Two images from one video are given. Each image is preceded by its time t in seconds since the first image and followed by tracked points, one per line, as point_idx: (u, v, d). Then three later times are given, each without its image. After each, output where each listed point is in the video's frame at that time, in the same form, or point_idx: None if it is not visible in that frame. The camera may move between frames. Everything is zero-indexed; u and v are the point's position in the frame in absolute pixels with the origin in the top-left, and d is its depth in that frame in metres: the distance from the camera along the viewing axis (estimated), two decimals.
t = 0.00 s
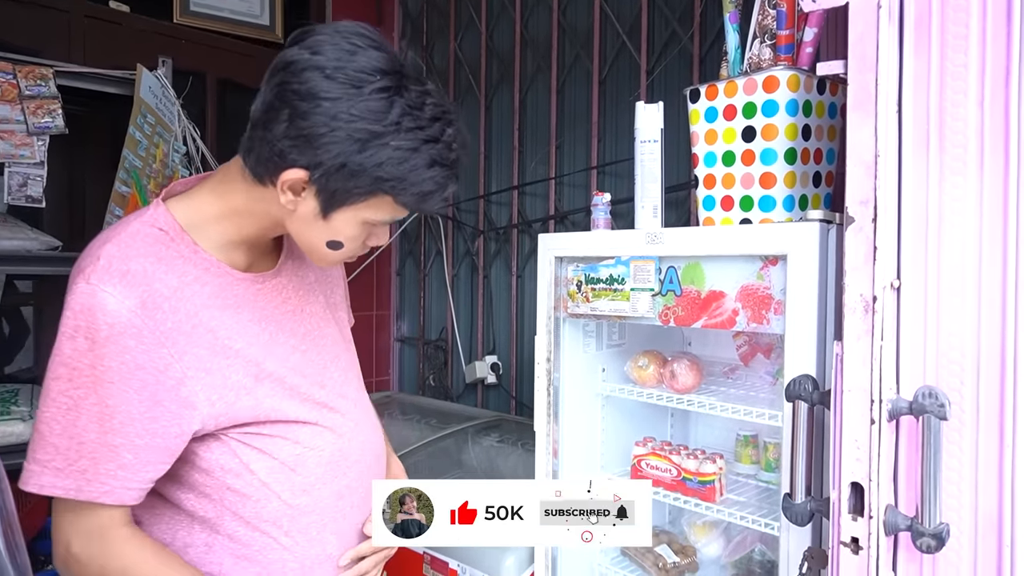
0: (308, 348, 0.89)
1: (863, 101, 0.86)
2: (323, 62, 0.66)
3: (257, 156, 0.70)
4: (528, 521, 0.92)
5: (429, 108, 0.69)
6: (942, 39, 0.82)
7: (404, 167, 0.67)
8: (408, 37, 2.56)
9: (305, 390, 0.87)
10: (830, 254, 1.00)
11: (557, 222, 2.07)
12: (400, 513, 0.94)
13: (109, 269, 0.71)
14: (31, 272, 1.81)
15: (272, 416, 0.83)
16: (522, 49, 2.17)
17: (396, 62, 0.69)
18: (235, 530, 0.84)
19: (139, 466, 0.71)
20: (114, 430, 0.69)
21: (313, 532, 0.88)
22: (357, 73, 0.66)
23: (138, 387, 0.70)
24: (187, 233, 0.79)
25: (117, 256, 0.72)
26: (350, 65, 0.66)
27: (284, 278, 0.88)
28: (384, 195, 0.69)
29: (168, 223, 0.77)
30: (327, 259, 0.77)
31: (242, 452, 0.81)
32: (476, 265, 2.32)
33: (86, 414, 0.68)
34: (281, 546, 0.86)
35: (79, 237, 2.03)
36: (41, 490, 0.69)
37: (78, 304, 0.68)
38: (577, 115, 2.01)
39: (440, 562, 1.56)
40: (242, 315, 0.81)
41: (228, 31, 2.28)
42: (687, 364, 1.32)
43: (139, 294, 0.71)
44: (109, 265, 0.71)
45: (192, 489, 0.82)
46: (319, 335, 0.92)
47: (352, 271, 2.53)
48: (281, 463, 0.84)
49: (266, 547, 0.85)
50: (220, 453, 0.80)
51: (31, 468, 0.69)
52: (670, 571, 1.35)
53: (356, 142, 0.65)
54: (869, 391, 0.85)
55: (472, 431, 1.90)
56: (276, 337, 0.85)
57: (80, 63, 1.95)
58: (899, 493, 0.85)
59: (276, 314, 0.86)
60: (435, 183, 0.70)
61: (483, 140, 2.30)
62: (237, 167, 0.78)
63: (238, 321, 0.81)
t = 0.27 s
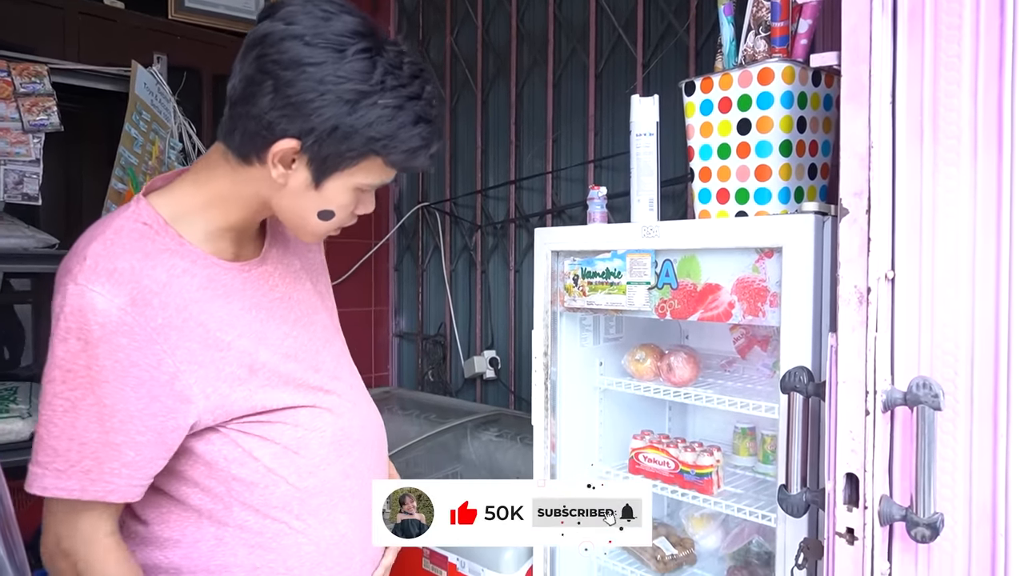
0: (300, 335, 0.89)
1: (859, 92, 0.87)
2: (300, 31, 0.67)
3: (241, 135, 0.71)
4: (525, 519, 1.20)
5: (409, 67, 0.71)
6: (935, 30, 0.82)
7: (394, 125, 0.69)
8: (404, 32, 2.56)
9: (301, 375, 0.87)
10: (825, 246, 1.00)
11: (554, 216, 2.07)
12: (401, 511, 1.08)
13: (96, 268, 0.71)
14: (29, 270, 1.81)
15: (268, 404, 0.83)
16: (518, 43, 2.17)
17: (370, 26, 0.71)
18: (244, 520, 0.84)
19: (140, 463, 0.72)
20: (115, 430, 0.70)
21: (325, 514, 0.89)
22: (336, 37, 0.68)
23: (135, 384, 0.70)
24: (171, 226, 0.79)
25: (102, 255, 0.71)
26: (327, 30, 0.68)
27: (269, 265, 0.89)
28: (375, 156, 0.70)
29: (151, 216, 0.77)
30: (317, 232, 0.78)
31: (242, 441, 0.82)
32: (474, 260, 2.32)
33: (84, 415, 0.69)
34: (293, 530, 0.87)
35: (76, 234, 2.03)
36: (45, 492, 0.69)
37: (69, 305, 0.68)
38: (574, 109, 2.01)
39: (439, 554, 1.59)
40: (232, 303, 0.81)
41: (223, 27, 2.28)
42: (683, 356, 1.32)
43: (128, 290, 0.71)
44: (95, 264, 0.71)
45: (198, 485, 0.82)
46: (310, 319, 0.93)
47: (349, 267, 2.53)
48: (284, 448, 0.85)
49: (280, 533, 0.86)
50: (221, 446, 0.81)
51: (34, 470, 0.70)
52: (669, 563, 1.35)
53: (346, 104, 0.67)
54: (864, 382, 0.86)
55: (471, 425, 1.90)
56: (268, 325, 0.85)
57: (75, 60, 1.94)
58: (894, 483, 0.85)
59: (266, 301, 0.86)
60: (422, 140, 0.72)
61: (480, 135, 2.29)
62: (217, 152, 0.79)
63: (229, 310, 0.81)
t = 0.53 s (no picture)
0: (297, 326, 0.90)
1: (852, 88, 0.86)
2: (277, 7, 0.71)
3: (228, 117, 0.73)
4: (526, 519, 1.21)
5: (385, 37, 0.75)
6: (928, 27, 0.83)
7: (377, 90, 0.72)
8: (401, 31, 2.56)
9: (300, 366, 0.88)
10: (820, 244, 1.00)
11: (552, 215, 2.07)
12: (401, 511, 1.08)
13: (93, 263, 0.71)
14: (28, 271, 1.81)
15: (269, 396, 0.84)
16: (515, 42, 2.17)
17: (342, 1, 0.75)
18: (256, 514, 0.85)
19: (145, 457, 0.73)
20: (119, 424, 0.71)
21: (336, 500, 0.91)
22: (313, 9, 0.72)
23: (138, 377, 0.71)
24: (165, 222, 0.79)
25: (98, 250, 0.72)
26: (302, 5, 0.71)
27: (262, 258, 0.90)
28: (362, 124, 0.74)
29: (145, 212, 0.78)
30: (308, 211, 0.81)
31: (244, 435, 0.83)
32: (473, 259, 2.32)
33: (88, 410, 0.69)
34: (305, 519, 0.88)
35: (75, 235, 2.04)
36: (52, 488, 0.70)
37: (69, 300, 0.69)
38: (571, 108, 2.01)
39: (439, 553, 1.60)
40: (229, 296, 0.82)
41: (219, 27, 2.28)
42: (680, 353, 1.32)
43: (127, 283, 0.72)
44: (93, 259, 0.71)
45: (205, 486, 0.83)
46: (306, 311, 0.93)
47: (347, 267, 2.53)
48: (287, 439, 0.86)
49: (293, 525, 0.87)
50: (222, 447, 0.81)
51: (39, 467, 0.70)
52: (667, 561, 1.35)
53: (330, 72, 0.70)
54: (858, 378, 0.85)
55: (471, 424, 1.91)
56: (265, 315, 0.85)
57: (72, 61, 1.95)
58: (889, 480, 0.86)
59: (261, 293, 0.87)
60: (404, 105, 0.75)
61: (477, 134, 2.29)
62: (205, 144, 0.80)
63: (226, 303, 0.81)
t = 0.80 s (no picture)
0: (288, 323, 0.91)
1: (845, 90, 0.87)
2: None
3: (220, 110, 0.75)
4: (526, 519, 1.21)
5: (369, 25, 0.78)
6: (921, 27, 0.83)
7: (364, 76, 0.75)
8: (399, 32, 2.56)
9: (291, 363, 0.88)
10: (814, 245, 1.00)
11: (549, 216, 2.07)
12: (401, 512, 1.06)
13: (84, 262, 0.71)
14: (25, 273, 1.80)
15: (262, 393, 0.84)
16: (512, 43, 2.17)
17: None
18: (257, 513, 0.86)
19: (138, 457, 0.73)
20: (113, 424, 0.71)
21: (336, 495, 0.92)
22: None
23: (130, 376, 0.71)
24: (154, 221, 0.80)
25: (90, 250, 0.72)
26: None
27: (252, 257, 0.91)
28: (351, 110, 0.77)
29: (134, 212, 0.78)
30: (305, 203, 0.83)
31: (237, 434, 0.83)
32: (470, 260, 2.32)
33: (82, 410, 0.69)
34: (306, 516, 0.89)
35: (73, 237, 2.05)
36: (44, 489, 0.70)
37: (60, 300, 0.68)
38: (568, 109, 2.01)
39: (435, 554, 1.60)
40: (219, 294, 0.82)
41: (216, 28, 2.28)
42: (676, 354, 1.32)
43: (119, 282, 0.72)
44: (83, 258, 0.71)
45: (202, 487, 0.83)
46: (296, 307, 0.94)
47: (345, 268, 2.53)
48: (283, 436, 0.87)
49: (294, 521, 0.88)
50: (217, 448, 0.82)
51: (32, 467, 0.70)
52: (664, 560, 1.36)
53: (319, 59, 0.73)
54: (853, 378, 0.86)
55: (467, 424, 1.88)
56: (256, 313, 0.86)
57: (69, 62, 1.95)
58: (884, 480, 0.85)
59: (251, 291, 0.87)
60: (391, 90, 0.79)
61: (474, 135, 2.29)
62: (192, 142, 0.81)
63: (216, 301, 0.82)
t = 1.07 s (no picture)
0: (284, 319, 0.92)
1: (841, 91, 0.86)
2: None
3: (208, 103, 0.78)
4: (526, 519, 1.22)
5: (348, 14, 0.82)
6: (917, 29, 0.83)
7: (347, 64, 0.79)
8: (397, 32, 2.56)
9: (288, 360, 0.90)
10: (811, 246, 1.01)
11: (548, 216, 2.08)
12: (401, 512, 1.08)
13: (81, 261, 0.73)
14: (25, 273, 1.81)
15: (259, 389, 0.86)
16: (510, 43, 2.17)
17: None
18: (257, 510, 0.87)
19: (139, 453, 0.74)
20: (113, 421, 0.72)
21: (335, 490, 0.93)
22: None
23: (128, 373, 0.73)
24: (149, 220, 0.82)
25: (85, 249, 0.74)
26: None
27: (246, 254, 0.93)
28: (336, 97, 0.80)
29: (127, 211, 0.80)
30: (295, 195, 0.85)
31: (236, 431, 0.85)
32: (468, 260, 2.33)
33: (83, 407, 0.70)
34: (307, 511, 0.91)
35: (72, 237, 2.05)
36: (48, 486, 0.71)
37: (59, 299, 0.70)
38: (567, 108, 2.01)
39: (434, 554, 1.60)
40: (214, 290, 0.84)
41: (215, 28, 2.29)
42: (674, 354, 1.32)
43: (116, 280, 0.74)
44: (80, 257, 0.73)
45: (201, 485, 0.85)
46: (292, 303, 0.96)
47: (343, 267, 2.53)
48: (282, 432, 0.88)
49: (296, 517, 0.90)
50: (216, 446, 0.84)
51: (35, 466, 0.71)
52: (661, 561, 1.35)
53: (301, 47, 0.77)
54: (848, 379, 0.86)
55: (466, 423, 1.86)
56: (252, 309, 0.88)
57: (69, 62, 1.95)
58: (879, 479, 0.86)
59: (245, 287, 0.89)
60: (373, 77, 0.82)
61: (473, 135, 2.29)
62: (183, 141, 0.84)
63: (211, 297, 0.84)
